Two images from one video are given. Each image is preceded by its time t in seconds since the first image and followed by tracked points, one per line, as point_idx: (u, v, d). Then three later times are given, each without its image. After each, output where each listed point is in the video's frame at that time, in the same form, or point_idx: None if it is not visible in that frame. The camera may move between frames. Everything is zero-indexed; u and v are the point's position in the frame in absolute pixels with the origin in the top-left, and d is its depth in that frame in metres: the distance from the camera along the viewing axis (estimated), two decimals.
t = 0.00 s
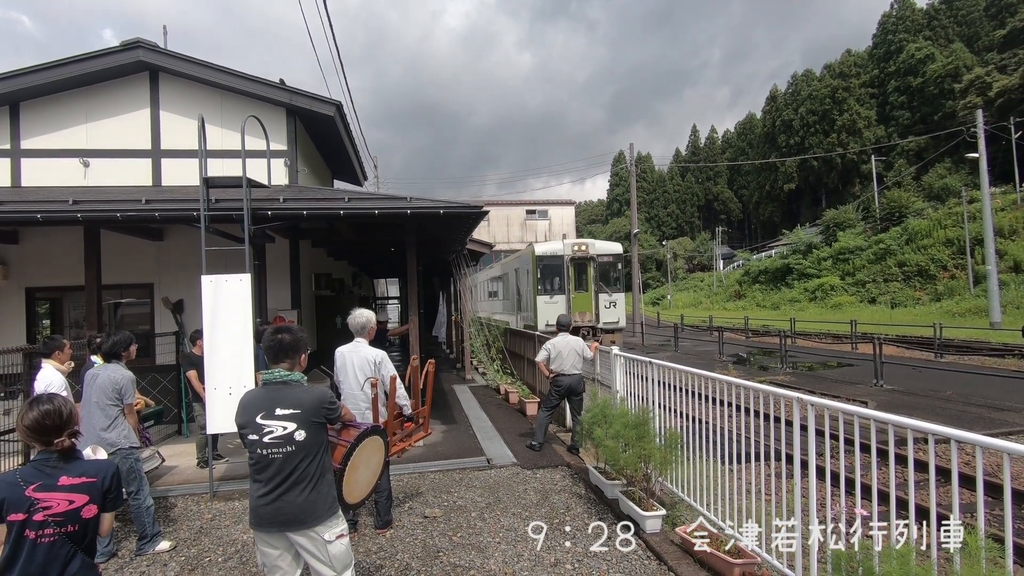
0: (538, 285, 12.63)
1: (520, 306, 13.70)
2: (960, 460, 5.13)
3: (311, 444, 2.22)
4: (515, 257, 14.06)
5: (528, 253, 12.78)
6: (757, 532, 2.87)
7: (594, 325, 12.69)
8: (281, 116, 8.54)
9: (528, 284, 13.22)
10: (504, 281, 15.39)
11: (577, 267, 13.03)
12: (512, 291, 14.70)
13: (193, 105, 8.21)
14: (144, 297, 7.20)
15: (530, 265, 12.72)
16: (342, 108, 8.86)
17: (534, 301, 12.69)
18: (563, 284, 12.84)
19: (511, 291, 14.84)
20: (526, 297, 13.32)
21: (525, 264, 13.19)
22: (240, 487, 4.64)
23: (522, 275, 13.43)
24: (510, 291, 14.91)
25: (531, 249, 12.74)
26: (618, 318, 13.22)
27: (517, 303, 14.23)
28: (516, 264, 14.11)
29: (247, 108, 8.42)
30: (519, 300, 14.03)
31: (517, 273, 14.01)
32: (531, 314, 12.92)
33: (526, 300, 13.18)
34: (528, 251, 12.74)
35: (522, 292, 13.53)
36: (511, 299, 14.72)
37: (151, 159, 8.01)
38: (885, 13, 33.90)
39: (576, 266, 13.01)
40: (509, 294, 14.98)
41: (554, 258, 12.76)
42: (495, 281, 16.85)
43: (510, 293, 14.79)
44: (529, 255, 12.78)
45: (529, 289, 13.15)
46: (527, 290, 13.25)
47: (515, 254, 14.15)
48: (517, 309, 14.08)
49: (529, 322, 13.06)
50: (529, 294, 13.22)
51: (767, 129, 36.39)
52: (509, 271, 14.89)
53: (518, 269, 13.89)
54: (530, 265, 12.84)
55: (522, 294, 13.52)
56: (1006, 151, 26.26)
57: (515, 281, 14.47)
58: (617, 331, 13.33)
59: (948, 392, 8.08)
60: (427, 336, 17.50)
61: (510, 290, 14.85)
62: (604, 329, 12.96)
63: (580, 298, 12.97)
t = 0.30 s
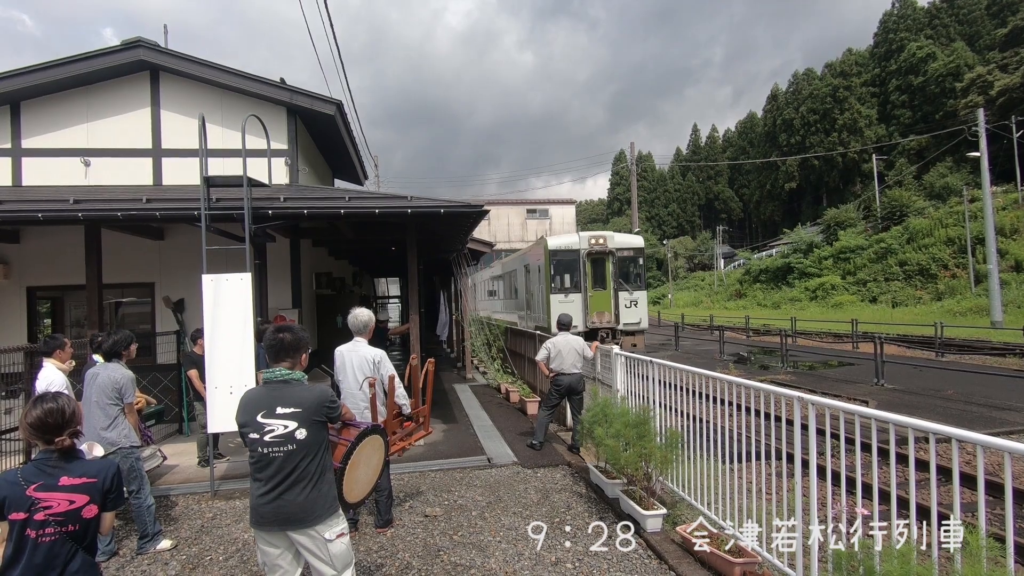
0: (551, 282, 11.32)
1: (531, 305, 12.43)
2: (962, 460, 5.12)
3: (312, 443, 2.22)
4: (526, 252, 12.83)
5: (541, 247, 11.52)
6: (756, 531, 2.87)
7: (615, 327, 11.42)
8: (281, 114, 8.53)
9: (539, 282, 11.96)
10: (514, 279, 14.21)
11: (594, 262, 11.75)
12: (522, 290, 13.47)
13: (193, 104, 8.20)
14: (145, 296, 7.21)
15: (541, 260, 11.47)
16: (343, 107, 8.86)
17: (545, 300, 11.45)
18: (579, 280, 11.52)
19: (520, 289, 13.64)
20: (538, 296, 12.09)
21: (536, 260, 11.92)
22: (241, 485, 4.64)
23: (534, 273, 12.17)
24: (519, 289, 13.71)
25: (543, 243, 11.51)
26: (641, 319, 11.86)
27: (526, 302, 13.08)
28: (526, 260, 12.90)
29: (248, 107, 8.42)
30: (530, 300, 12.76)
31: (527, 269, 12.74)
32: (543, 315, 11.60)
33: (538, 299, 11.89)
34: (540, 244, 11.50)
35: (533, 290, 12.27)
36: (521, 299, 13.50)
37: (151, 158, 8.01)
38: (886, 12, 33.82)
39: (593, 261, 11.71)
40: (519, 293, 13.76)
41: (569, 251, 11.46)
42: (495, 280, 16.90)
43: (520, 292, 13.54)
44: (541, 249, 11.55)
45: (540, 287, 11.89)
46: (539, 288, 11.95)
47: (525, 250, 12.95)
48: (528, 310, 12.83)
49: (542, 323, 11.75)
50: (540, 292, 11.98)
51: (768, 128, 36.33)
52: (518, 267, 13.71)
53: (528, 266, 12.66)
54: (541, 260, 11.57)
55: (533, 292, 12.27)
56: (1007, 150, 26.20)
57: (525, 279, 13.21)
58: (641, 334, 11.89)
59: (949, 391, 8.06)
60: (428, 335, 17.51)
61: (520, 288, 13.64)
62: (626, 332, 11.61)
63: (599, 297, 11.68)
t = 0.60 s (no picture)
0: (569, 279, 10.01)
1: (545, 305, 11.18)
2: (963, 460, 5.10)
3: (312, 443, 2.23)
4: (537, 246, 11.59)
5: (557, 239, 10.26)
6: (756, 531, 2.88)
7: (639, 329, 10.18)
8: (282, 114, 8.54)
9: (553, 278, 10.71)
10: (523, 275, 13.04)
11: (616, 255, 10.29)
12: (533, 286, 12.24)
13: (194, 104, 8.21)
14: (146, 296, 7.21)
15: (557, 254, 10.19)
16: (344, 106, 8.86)
17: (561, 299, 10.19)
18: (600, 277, 10.09)
19: (531, 287, 12.43)
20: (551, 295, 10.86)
21: (551, 254, 10.67)
22: (241, 485, 4.64)
23: (548, 268, 10.89)
24: (530, 286, 12.50)
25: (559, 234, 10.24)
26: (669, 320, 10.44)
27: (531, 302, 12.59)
28: (537, 254, 11.70)
29: (249, 107, 8.42)
30: (541, 298, 11.55)
31: (539, 265, 11.50)
32: (559, 315, 10.32)
33: (552, 297, 10.64)
34: (556, 236, 10.28)
35: (547, 287, 11.01)
36: (532, 297, 12.31)
37: (152, 158, 8.02)
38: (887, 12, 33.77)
39: (615, 255, 10.25)
40: (529, 290, 12.57)
41: (589, 244, 10.10)
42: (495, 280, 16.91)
43: (531, 289, 12.33)
44: (557, 241, 10.30)
45: (554, 284, 10.66)
46: (553, 286, 10.72)
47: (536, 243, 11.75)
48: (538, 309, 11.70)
49: (557, 326, 10.51)
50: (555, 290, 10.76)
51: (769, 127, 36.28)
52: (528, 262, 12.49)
53: (541, 261, 11.42)
54: (556, 253, 10.30)
55: (546, 290, 11.06)
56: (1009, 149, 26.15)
57: (536, 275, 11.99)
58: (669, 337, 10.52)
59: (950, 391, 8.05)
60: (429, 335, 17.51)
61: (531, 285, 12.42)
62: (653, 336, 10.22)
63: (621, 296, 10.26)
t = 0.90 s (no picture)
0: (590, 276, 8.79)
1: (564, 305, 9.94)
2: (964, 460, 5.09)
3: (312, 444, 2.23)
4: (554, 238, 10.35)
5: (577, 230, 9.02)
6: (756, 531, 2.89)
7: (671, 333, 8.89)
8: (283, 115, 8.55)
9: (572, 274, 9.48)
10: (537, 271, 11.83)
11: (644, 249, 9.03)
12: (548, 283, 11.03)
13: (195, 105, 8.22)
14: (147, 296, 7.22)
15: (576, 247, 8.99)
16: (345, 107, 8.87)
17: (581, 299, 8.98)
18: (625, 274, 8.88)
19: (546, 284, 11.22)
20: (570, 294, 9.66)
21: (570, 247, 9.40)
22: (243, 485, 4.65)
23: (567, 263, 9.63)
24: (544, 283, 11.25)
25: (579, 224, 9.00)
26: (703, 323, 9.20)
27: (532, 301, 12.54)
28: (553, 248, 10.45)
29: (250, 108, 8.43)
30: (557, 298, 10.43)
31: (556, 260, 10.26)
32: (579, 317, 9.12)
33: (572, 296, 9.40)
34: (575, 226, 9.05)
35: (566, 284, 9.76)
36: (546, 295, 11.11)
37: (153, 159, 8.03)
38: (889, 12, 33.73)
39: (643, 249, 8.97)
40: (543, 288, 11.35)
41: (613, 236, 8.88)
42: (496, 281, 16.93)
43: (546, 287, 11.05)
44: (577, 232, 9.04)
45: (573, 281, 9.45)
46: (571, 284, 9.54)
47: (552, 235, 10.52)
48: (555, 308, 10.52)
49: (577, 329, 9.30)
50: (574, 288, 9.55)
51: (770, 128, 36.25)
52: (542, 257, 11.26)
53: (558, 255, 10.18)
54: (576, 246, 9.07)
55: (564, 288, 9.87)
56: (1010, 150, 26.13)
57: (552, 272, 10.78)
58: (704, 343, 9.25)
59: (951, 392, 8.04)
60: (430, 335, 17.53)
61: (546, 282, 11.17)
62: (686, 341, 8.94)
63: (651, 295, 9.00)
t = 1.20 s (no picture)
0: (621, 272, 7.59)
1: (588, 306, 8.77)
2: (965, 462, 5.08)
3: (313, 445, 2.23)
4: (575, 229, 9.20)
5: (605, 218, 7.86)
6: (756, 531, 2.91)
7: (716, 339, 7.58)
8: (284, 116, 8.56)
9: (598, 269, 8.30)
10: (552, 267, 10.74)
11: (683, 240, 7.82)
12: (567, 280, 9.89)
13: (197, 106, 8.23)
14: (148, 297, 7.22)
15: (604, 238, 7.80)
16: (345, 108, 8.88)
17: (610, 297, 7.80)
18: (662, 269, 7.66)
19: (563, 281, 10.13)
20: (595, 292, 8.46)
21: (596, 238, 8.26)
22: (244, 486, 4.65)
23: (593, 257, 8.45)
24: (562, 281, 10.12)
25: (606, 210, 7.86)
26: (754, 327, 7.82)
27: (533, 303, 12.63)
28: (575, 240, 9.28)
29: (251, 109, 8.45)
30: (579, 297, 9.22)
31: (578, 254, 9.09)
32: (608, 318, 7.91)
33: (600, 294, 8.21)
34: (602, 214, 7.90)
35: (590, 280, 8.60)
36: (564, 294, 10.03)
37: (155, 159, 8.04)
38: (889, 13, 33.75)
39: (682, 240, 7.73)
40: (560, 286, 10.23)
41: (648, 224, 7.65)
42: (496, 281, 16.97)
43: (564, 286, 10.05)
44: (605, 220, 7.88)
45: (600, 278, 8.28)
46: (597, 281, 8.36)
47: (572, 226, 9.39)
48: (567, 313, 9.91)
49: (604, 333, 8.08)
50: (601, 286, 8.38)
51: (771, 129, 36.26)
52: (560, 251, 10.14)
53: (579, 248, 9.05)
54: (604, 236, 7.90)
55: (587, 285, 8.72)
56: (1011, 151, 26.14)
57: (572, 268, 9.63)
58: (752, 350, 7.91)
59: (952, 393, 8.03)
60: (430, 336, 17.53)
61: (564, 279, 10.03)
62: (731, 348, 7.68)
63: (693, 293, 7.71)
